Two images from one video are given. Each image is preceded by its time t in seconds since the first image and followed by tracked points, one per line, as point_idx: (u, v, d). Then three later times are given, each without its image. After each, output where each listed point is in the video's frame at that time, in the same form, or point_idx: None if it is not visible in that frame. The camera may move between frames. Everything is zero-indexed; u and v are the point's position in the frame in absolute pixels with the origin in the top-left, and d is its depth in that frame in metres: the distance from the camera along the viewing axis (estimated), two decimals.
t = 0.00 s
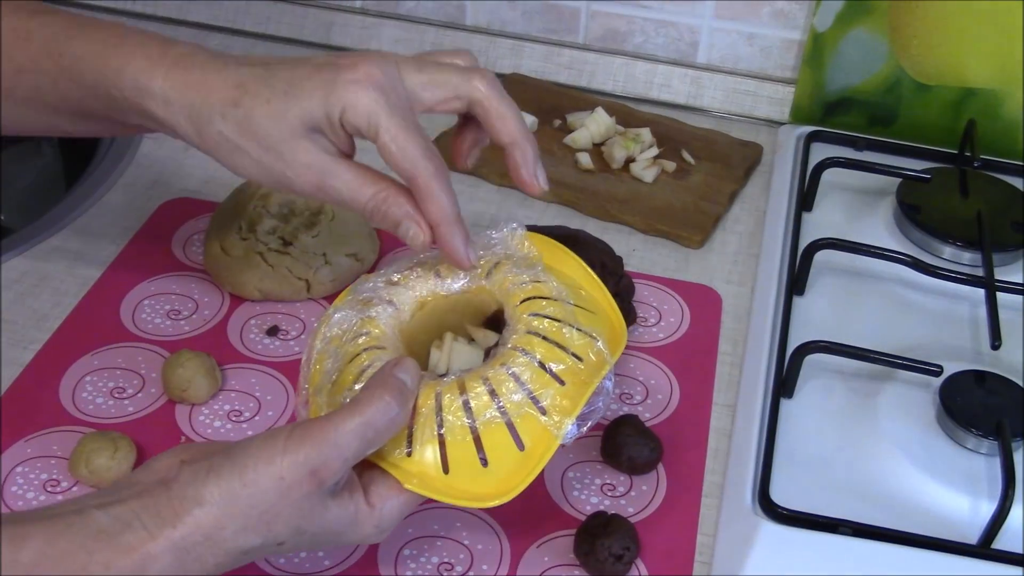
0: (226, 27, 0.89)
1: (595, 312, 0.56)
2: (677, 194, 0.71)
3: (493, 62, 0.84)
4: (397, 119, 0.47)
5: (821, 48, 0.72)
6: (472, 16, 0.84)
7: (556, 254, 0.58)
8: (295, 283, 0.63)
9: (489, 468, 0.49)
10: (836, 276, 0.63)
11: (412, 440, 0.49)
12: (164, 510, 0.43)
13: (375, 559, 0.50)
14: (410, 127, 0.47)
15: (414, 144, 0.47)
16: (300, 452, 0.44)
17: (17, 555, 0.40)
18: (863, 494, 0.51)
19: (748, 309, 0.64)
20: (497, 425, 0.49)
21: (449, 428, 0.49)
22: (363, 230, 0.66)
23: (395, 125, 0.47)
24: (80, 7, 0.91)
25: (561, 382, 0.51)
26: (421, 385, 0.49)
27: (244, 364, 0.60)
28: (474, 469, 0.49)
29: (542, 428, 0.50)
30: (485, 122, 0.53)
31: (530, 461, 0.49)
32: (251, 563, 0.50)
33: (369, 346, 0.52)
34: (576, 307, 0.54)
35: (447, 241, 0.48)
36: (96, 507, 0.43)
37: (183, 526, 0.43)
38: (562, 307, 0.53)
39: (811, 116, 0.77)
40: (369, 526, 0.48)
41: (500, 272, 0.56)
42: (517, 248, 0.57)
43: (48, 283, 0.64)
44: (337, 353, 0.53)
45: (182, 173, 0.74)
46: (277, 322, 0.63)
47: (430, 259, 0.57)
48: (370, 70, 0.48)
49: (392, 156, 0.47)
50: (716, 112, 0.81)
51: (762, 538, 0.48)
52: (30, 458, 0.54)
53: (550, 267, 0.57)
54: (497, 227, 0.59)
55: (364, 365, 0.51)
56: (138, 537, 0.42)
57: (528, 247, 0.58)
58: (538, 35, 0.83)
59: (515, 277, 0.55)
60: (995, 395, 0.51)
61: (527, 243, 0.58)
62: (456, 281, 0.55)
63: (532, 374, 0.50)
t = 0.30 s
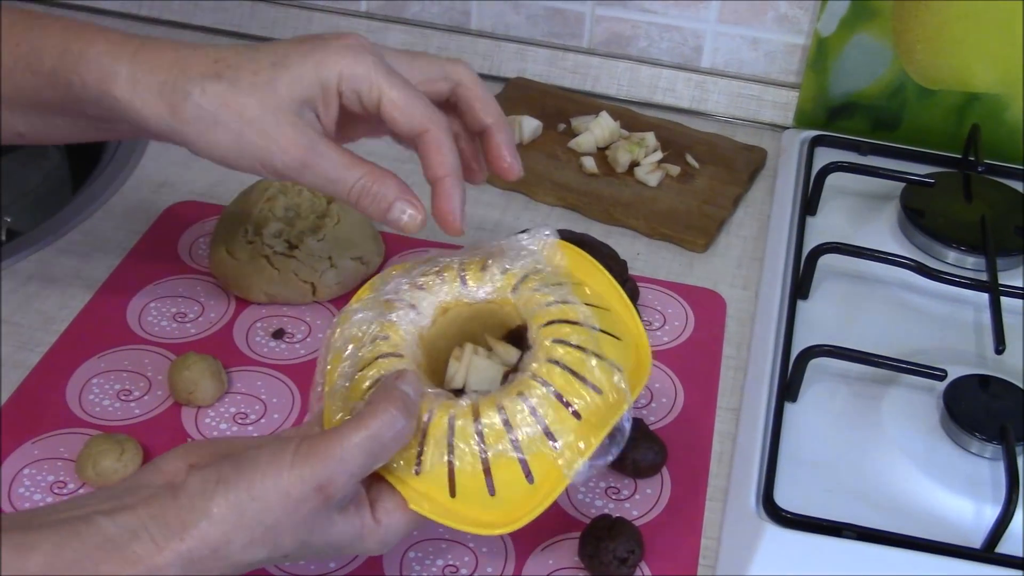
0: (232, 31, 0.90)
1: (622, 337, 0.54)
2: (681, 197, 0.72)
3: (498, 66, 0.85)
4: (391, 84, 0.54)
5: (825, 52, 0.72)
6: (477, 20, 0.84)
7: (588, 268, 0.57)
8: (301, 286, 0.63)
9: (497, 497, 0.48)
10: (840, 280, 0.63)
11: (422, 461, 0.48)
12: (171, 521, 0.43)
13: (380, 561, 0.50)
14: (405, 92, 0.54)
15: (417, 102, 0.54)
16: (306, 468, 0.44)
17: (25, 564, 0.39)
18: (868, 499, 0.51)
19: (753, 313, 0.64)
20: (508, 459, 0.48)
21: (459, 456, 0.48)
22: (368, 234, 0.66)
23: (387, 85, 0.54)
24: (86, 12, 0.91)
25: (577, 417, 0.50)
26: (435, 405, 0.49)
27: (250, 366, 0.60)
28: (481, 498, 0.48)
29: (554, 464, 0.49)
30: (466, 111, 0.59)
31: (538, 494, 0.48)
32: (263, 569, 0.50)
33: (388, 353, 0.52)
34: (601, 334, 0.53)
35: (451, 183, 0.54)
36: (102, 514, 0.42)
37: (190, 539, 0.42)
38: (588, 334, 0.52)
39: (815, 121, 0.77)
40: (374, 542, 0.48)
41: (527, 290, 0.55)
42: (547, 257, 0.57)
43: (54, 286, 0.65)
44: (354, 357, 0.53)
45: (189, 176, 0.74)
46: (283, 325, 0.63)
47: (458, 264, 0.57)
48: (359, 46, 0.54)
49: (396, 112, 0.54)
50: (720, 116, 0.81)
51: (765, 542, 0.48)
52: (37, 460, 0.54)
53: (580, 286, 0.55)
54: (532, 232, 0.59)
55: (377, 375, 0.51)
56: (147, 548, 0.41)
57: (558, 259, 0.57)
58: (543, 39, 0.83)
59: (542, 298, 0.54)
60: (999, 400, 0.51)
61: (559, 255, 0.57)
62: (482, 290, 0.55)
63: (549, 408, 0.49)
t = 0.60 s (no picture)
0: (235, 34, 0.90)
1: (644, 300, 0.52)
2: (685, 200, 0.72)
3: (501, 69, 0.85)
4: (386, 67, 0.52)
5: (829, 56, 0.72)
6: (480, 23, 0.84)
7: (603, 226, 0.55)
8: (305, 288, 0.63)
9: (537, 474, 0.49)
10: (843, 283, 0.63)
11: (461, 448, 0.49)
12: (228, 517, 0.44)
13: (383, 564, 0.50)
14: (398, 64, 0.52)
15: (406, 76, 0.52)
16: (356, 475, 0.44)
17: (93, 552, 0.41)
18: (872, 501, 0.51)
19: (755, 316, 0.64)
20: (547, 445, 0.49)
21: (498, 447, 0.49)
22: (371, 237, 0.66)
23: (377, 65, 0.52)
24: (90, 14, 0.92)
25: (607, 393, 0.49)
26: (456, 395, 0.49)
27: (254, 369, 0.60)
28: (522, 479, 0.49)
29: (589, 444, 0.48)
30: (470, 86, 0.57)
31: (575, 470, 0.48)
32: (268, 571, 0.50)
33: (413, 338, 0.51)
34: (623, 303, 0.51)
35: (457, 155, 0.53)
36: (166, 506, 0.45)
37: (248, 538, 0.44)
38: (610, 306, 0.51)
39: (817, 125, 0.77)
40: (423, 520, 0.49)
41: (546, 260, 0.53)
42: (558, 214, 0.55)
43: (58, 289, 0.65)
44: (378, 342, 0.52)
45: (192, 179, 0.75)
46: (286, 327, 0.63)
47: (467, 229, 0.56)
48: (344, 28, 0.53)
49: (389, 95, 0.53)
50: (723, 119, 0.81)
51: (769, 544, 0.48)
52: (40, 463, 0.54)
53: (598, 249, 0.54)
54: (541, 184, 0.56)
55: (408, 365, 0.51)
56: (205, 542, 0.44)
57: (570, 217, 0.55)
58: (546, 43, 0.83)
59: (561, 269, 0.52)
60: (1002, 403, 0.51)
61: (570, 206, 0.56)
62: (498, 260, 0.54)
63: (578, 387, 0.49)
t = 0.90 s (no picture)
0: (237, 35, 0.90)
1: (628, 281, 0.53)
2: (687, 201, 0.72)
3: (503, 70, 0.85)
4: (419, 146, 0.47)
5: (830, 57, 0.73)
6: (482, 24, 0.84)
7: (585, 208, 0.55)
8: (307, 288, 0.63)
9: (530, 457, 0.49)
10: (845, 284, 0.63)
11: (455, 434, 0.50)
12: (229, 509, 0.45)
13: (384, 564, 0.50)
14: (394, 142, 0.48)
15: (447, 172, 0.47)
16: (356, 464, 0.45)
17: (98, 543, 0.41)
18: (874, 502, 0.50)
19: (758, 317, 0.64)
20: (538, 427, 0.49)
21: (492, 431, 0.49)
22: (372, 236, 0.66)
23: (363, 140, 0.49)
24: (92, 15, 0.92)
25: (595, 372, 0.50)
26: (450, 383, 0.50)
27: (254, 369, 0.60)
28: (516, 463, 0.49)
29: (579, 424, 0.49)
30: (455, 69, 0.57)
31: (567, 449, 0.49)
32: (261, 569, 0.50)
33: (403, 327, 0.52)
34: (608, 285, 0.52)
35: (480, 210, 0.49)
36: (165, 497, 0.45)
37: (248, 529, 0.44)
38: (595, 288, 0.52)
39: (819, 125, 0.77)
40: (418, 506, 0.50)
41: (532, 246, 0.54)
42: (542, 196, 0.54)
43: (59, 289, 0.65)
44: (370, 331, 0.53)
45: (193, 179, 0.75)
46: (288, 328, 0.63)
47: (452, 216, 0.55)
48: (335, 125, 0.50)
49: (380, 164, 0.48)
50: (725, 119, 0.81)
51: (772, 545, 0.48)
52: (41, 463, 0.54)
53: (582, 233, 0.54)
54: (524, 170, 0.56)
55: (399, 353, 0.51)
56: (206, 532, 0.44)
57: (552, 201, 0.55)
58: (548, 43, 0.83)
59: (547, 254, 0.53)
60: (1005, 404, 0.51)
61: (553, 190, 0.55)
62: (485, 246, 0.55)
63: (567, 369, 0.50)
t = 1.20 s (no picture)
0: (238, 36, 0.90)
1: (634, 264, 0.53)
2: (688, 202, 0.71)
3: (504, 71, 0.85)
4: (424, 140, 0.48)
5: (831, 57, 0.73)
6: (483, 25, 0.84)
7: (589, 194, 0.55)
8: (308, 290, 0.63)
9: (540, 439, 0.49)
10: (847, 285, 0.63)
11: (466, 417, 0.50)
12: (244, 494, 0.45)
13: (384, 567, 0.50)
14: (400, 138, 0.49)
15: (456, 160, 0.48)
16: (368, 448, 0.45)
17: (116, 530, 0.41)
18: (876, 503, 0.50)
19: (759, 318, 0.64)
20: (548, 409, 0.49)
21: (502, 414, 0.49)
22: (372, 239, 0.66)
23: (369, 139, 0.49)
24: (92, 16, 0.92)
25: (604, 354, 0.50)
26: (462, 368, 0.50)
27: (255, 370, 0.60)
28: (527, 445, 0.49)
29: (589, 406, 0.49)
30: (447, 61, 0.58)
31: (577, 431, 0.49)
32: (257, 562, 0.50)
33: (413, 313, 0.52)
34: (615, 269, 0.52)
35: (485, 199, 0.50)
36: (182, 484, 0.45)
37: (264, 514, 0.45)
38: (602, 271, 0.52)
39: (820, 126, 0.77)
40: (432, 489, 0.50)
41: (538, 230, 0.54)
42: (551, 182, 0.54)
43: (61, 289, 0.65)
44: (379, 318, 0.53)
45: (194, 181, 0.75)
46: (289, 329, 0.63)
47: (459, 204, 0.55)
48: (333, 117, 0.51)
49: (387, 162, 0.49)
50: (727, 120, 0.81)
51: (773, 546, 0.48)
52: (41, 464, 0.54)
53: (587, 217, 0.54)
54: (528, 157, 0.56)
55: (410, 339, 0.51)
56: (224, 518, 0.44)
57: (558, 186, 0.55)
58: (549, 44, 0.83)
59: (553, 239, 0.53)
60: (1007, 406, 0.51)
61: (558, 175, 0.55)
62: (491, 232, 0.54)
63: (576, 351, 0.50)
